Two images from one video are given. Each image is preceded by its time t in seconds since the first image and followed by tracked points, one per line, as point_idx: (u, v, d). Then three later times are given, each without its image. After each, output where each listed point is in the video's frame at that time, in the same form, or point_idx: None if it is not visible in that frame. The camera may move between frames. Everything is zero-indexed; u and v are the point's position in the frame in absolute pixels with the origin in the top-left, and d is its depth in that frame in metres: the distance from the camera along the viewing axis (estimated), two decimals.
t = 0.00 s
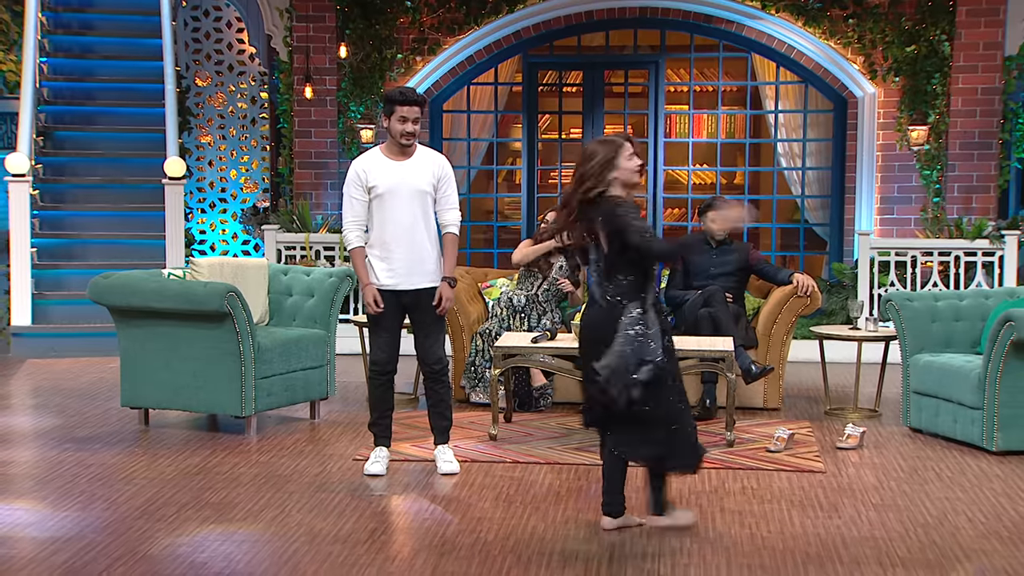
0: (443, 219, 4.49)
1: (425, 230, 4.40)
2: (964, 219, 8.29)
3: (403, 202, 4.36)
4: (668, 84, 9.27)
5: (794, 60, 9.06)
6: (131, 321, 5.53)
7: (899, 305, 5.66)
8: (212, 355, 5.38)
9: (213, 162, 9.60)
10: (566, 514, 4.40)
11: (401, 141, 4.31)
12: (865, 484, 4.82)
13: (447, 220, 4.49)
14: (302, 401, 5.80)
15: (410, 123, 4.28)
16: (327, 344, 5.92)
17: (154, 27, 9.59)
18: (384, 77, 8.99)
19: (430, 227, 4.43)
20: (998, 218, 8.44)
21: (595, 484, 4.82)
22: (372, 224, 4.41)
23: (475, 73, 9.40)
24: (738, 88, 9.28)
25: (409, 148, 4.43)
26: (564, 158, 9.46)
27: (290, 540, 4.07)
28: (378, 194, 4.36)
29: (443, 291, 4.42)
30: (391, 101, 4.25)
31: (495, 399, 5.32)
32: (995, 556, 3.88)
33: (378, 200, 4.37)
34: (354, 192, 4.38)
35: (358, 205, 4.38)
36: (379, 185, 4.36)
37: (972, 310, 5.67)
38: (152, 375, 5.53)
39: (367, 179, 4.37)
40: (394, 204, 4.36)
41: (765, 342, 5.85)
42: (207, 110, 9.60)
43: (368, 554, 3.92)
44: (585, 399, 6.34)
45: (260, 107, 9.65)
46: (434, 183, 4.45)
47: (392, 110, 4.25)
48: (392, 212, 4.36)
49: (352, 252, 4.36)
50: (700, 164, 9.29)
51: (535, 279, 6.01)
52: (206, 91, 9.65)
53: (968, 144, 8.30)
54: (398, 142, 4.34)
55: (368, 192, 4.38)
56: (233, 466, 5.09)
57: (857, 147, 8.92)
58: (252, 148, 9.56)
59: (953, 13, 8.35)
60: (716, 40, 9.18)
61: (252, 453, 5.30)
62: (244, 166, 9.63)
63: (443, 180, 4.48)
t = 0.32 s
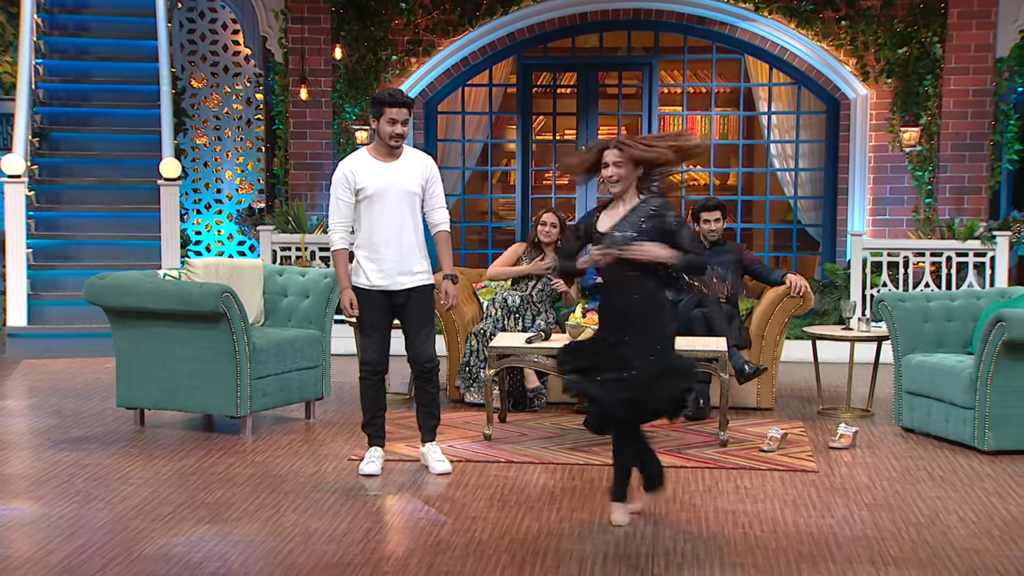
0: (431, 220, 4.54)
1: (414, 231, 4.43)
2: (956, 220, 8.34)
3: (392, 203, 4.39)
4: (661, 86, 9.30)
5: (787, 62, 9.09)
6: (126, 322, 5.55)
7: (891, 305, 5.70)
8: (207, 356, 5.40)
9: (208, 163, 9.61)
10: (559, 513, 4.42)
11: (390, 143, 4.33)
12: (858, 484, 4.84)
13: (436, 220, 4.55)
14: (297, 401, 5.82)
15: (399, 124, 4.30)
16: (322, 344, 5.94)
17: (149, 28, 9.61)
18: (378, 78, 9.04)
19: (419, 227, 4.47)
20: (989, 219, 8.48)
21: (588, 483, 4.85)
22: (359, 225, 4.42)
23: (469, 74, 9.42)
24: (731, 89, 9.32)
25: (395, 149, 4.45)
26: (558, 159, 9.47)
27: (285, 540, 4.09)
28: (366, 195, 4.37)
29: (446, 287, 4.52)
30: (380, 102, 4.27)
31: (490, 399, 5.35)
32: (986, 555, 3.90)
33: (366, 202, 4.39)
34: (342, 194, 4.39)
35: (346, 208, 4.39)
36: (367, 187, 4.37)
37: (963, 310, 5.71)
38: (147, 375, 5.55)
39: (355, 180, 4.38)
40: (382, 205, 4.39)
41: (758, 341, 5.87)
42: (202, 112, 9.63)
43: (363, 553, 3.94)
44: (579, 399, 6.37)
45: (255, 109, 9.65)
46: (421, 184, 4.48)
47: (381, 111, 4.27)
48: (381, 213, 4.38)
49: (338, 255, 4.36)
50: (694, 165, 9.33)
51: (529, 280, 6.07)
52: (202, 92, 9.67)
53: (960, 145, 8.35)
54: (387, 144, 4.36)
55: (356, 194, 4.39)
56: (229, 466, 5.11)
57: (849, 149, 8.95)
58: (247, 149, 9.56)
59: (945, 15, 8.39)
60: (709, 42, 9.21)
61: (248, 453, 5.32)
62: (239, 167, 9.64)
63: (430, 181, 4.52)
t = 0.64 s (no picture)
0: (428, 220, 4.53)
1: (412, 231, 4.43)
2: (948, 222, 8.35)
3: (390, 204, 4.39)
4: (655, 87, 9.33)
5: (780, 64, 9.11)
6: (119, 323, 5.54)
7: (885, 306, 5.71)
8: (200, 357, 5.39)
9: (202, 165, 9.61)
10: (553, 515, 4.42)
11: (388, 143, 4.33)
12: (851, 485, 4.85)
13: (433, 220, 4.54)
14: (291, 402, 5.81)
15: (397, 125, 4.30)
16: (316, 346, 5.93)
17: (144, 29, 9.60)
18: (372, 79, 9.01)
19: (417, 228, 4.46)
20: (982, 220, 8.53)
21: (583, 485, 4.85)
22: (358, 225, 4.42)
23: (463, 75, 9.43)
24: (725, 90, 9.33)
25: (394, 150, 4.46)
26: (552, 160, 9.48)
27: (278, 542, 4.09)
28: (364, 196, 4.38)
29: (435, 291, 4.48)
30: (379, 103, 4.27)
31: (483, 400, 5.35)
32: (980, 556, 3.91)
33: (365, 203, 4.39)
34: (340, 194, 4.39)
35: (344, 207, 4.40)
36: (365, 187, 4.37)
37: (956, 311, 5.73)
38: (140, 377, 5.54)
39: (353, 180, 4.39)
40: (380, 206, 4.39)
41: (751, 342, 5.91)
42: (196, 113, 9.63)
43: (357, 555, 3.94)
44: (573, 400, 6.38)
45: (249, 110, 9.65)
46: (419, 185, 4.49)
47: (380, 112, 4.28)
48: (379, 214, 4.38)
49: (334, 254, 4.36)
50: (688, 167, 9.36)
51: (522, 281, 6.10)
52: (195, 93, 9.65)
53: (953, 146, 8.39)
54: (385, 145, 4.36)
55: (354, 194, 4.40)
56: (222, 468, 5.10)
57: (843, 151, 8.98)
58: (241, 151, 9.54)
59: (937, 17, 8.42)
60: (703, 43, 9.23)
61: (241, 455, 5.31)
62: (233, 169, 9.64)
63: (428, 182, 4.52)
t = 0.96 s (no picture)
0: (427, 222, 4.54)
1: (410, 233, 4.43)
2: (942, 222, 8.42)
3: (388, 205, 4.39)
4: (650, 87, 9.33)
5: (775, 64, 9.09)
6: (113, 323, 5.54)
7: (879, 307, 5.73)
8: (194, 358, 5.39)
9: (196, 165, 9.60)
10: (548, 515, 4.42)
11: (388, 143, 4.33)
12: (846, 485, 4.85)
13: (431, 222, 4.53)
14: (285, 402, 5.81)
15: (397, 125, 4.30)
16: (310, 346, 5.94)
17: (138, 29, 9.58)
18: (366, 80, 9.04)
19: (416, 230, 4.46)
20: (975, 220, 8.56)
21: (578, 485, 4.85)
22: (357, 226, 4.41)
23: (458, 75, 9.43)
24: (720, 91, 9.33)
25: (393, 151, 4.45)
26: (547, 161, 9.47)
27: (273, 542, 4.09)
28: (363, 196, 4.37)
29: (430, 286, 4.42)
30: (379, 103, 4.26)
31: (478, 401, 5.34)
32: (974, 556, 3.91)
33: (364, 203, 4.38)
34: (339, 194, 4.38)
35: (343, 207, 4.38)
36: (364, 188, 4.37)
37: (950, 312, 5.74)
38: (134, 377, 5.53)
39: (352, 181, 4.38)
40: (379, 207, 4.38)
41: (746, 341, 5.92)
42: (189, 113, 9.61)
43: (352, 555, 3.94)
44: (568, 400, 6.39)
45: (243, 110, 9.65)
46: (417, 187, 4.48)
47: (380, 112, 4.27)
48: (378, 214, 4.38)
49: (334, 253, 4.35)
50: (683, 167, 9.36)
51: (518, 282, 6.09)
52: (189, 93, 9.64)
53: (947, 147, 8.45)
54: (385, 145, 4.35)
55: (353, 194, 4.39)
56: (217, 468, 5.10)
57: (837, 151, 8.98)
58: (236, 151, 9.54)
59: (931, 17, 8.45)
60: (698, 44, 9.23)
61: (236, 455, 5.31)
62: (226, 169, 9.63)
63: (426, 184, 4.52)
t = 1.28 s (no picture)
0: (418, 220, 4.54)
1: (402, 231, 4.43)
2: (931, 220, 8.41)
3: (381, 203, 4.38)
4: (640, 86, 9.37)
5: (765, 62, 9.13)
6: (101, 322, 5.52)
7: (869, 305, 5.74)
8: (184, 356, 5.37)
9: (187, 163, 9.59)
10: (537, 514, 4.42)
11: (381, 141, 4.33)
12: (835, 483, 4.86)
13: (422, 220, 4.55)
14: (275, 401, 5.81)
15: (389, 122, 4.29)
16: (300, 345, 5.93)
17: (127, 27, 9.54)
18: (357, 78, 9.02)
19: (407, 229, 4.46)
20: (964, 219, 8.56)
21: (568, 483, 4.85)
22: (348, 224, 4.40)
23: (448, 74, 9.44)
24: (710, 90, 9.38)
25: (386, 149, 4.44)
26: (537, 160, 9.48)
27: (263, 541, 4.08)
28: (355, 194, 4.35)
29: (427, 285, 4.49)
30: (371, 100, 4.26)
31: (468, 399, 5.35)
32: (962, 554, 3.92)
33: (356, 201, 4.37)
34: (331, 192, 4.36)
35: (335, 205, 4.36)
36: (357, 186, 4.35)
37: (939, 310, 5.76)
38: (123, 375, 5.52)
39: (345, 178, 4.36)
40: (372, 205, 4.37)
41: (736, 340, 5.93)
42: (180, 111, 9.60)
43: (342, 554, 3.94)
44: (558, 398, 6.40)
45: (233, 108, 9.65)
46: (409, 185, 4.48)
47: (372, 109, 4.26)
48: (370, 213, 4.37)
49: (325, 251, 4.33)
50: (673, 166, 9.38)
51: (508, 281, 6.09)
52: (179, 92, 9.62)
53: (936, 145, 8.40)
54: (377, 143, 4.35)
55: (346, 192, 4.37)
56: (206, 467, 5.09)
57: (827, 149, 9.00)
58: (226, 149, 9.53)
59: (920, 16, 8.42)
60: (687, 42, 9.28)
61: (226, 454, 5.30)
62: (217, 167, 9.62)
63: (418, 183, 4.52)
